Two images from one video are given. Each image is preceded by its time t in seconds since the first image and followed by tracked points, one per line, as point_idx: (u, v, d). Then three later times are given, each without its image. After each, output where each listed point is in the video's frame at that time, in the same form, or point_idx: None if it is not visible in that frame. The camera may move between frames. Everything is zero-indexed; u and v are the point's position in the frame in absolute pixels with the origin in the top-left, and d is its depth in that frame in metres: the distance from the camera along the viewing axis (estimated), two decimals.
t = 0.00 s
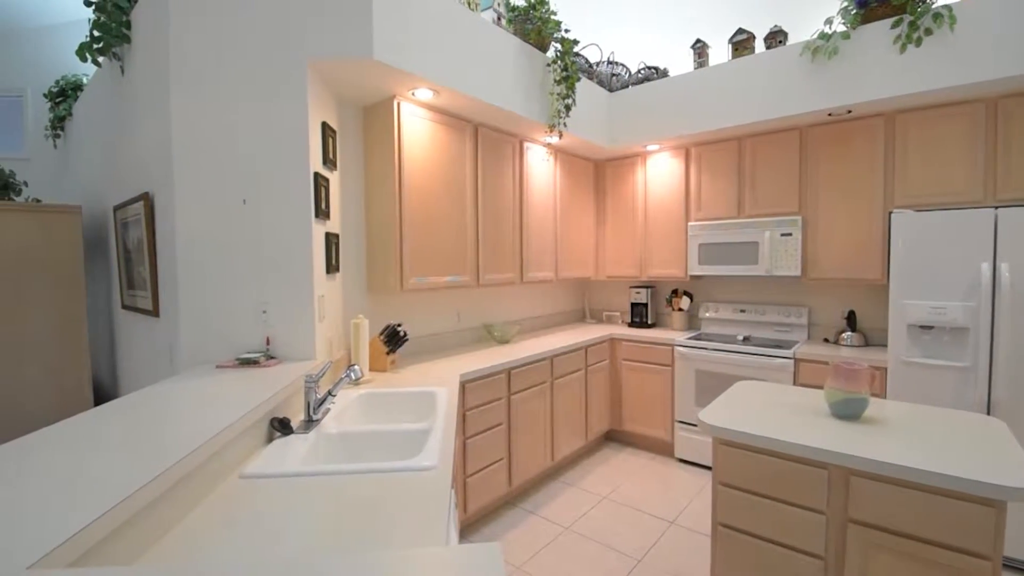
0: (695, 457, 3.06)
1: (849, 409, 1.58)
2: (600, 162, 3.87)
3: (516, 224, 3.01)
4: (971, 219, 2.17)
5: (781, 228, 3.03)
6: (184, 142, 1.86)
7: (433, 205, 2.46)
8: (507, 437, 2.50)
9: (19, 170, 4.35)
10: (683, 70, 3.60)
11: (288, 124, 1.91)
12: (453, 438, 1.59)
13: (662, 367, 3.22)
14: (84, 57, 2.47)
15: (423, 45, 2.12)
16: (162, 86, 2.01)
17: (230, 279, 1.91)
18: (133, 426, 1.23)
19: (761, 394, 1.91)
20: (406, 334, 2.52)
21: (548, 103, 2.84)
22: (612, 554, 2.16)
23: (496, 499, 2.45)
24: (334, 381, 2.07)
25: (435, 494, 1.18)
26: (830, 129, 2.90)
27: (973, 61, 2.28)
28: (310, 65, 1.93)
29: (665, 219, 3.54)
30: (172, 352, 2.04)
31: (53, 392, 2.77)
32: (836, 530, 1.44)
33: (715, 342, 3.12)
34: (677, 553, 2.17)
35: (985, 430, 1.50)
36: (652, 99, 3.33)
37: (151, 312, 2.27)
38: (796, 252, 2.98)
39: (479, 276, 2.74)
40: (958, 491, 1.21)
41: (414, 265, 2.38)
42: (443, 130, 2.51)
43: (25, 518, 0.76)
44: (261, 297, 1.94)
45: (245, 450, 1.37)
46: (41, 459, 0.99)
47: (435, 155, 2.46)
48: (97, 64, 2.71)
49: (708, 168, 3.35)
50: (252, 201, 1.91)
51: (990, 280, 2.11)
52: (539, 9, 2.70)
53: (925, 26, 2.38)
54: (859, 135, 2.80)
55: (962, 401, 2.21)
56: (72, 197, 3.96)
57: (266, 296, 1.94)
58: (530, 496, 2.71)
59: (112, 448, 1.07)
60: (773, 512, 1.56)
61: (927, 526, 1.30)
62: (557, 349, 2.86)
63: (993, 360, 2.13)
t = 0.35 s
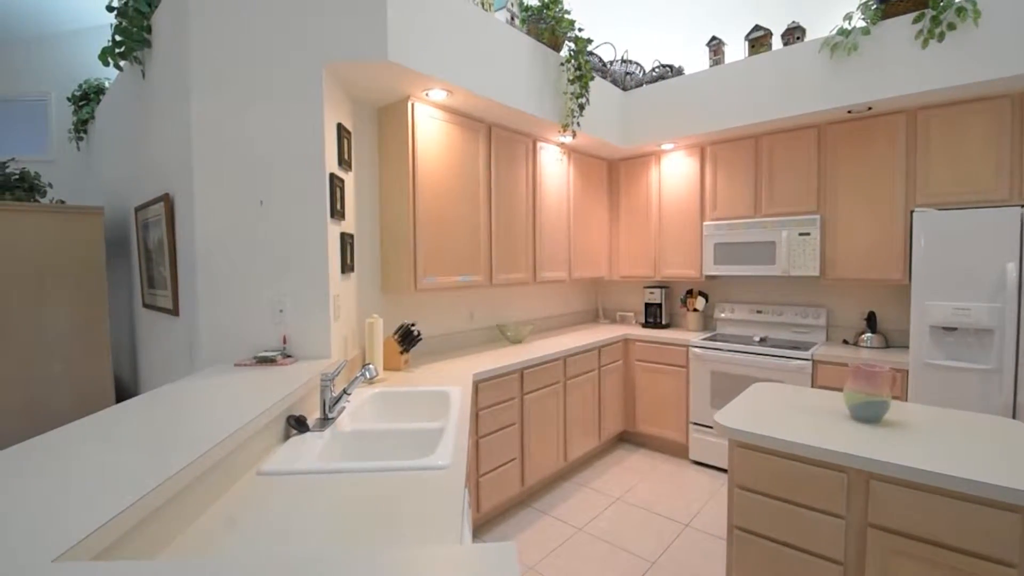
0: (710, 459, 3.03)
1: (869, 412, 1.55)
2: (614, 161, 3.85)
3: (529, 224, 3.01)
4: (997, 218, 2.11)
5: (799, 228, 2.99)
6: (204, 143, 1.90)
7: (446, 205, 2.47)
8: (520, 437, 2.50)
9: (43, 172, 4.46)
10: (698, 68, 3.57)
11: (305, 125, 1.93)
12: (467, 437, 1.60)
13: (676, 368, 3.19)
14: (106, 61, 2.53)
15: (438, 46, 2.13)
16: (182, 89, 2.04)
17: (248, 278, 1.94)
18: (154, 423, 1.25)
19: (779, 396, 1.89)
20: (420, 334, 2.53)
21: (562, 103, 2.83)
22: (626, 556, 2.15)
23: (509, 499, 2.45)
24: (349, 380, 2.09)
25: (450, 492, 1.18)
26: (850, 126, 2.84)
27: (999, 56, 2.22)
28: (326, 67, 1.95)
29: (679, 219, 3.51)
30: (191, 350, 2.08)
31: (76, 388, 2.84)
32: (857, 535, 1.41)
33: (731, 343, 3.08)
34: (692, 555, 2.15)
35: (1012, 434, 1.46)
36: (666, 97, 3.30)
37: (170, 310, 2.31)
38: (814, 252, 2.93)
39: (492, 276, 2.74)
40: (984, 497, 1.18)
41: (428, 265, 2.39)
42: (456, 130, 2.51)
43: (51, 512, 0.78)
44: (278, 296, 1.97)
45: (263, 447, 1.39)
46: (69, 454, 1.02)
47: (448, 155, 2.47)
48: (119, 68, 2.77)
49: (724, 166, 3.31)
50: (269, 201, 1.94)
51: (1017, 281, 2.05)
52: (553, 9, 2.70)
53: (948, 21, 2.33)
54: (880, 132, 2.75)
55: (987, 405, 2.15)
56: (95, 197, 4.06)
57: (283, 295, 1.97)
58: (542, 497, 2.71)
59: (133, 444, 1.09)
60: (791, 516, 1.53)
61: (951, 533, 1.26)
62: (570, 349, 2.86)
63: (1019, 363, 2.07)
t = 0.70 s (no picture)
0: (725, 461, 3.00)
1: (890, 415, 1.52)
2: (628, 160, 3.83)
3: (542, 223, 3.00)
4: None
5: (817, 227, 2.94)
6: (222, 145, 1.93)
7: (460, 205, 2.48)
8: (533, 436, 2.50)
9: (67, 174, 4.58)
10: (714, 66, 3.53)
11: (321, 127, 1.95)
12: (480, 437, 1.60)
13: (691, 369, 3.16)
14: (128, 66, 2.59)
15: (451, 47, 2.13)
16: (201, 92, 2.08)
17: (266, 278, 1.97)
18: (173, 420, 1.28)
19: (797, 398, 1.86)
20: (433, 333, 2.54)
21: (575, 102, 2.82)
22: (640, 557, 2.14)
23: (522, 499, 2.45)
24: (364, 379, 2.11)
25: (463, 492, 1.19)
26: (870, 123, 2.79)
27: None
28: (342, 69, 1.97)
29: (694, 218, 3.47)
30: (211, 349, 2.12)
31: (99, 384, 2.92)
32: (876, 540, 1.39)
33: (747, 343, 3.04)
34: (707, 558, 2.13)
35: None
36: (681, 95, 3.27)
37: (190, 309, 2.36)
38: (833, 251, 2.88)
39: (505, 276, 2.75)
40: (1011, 503, 1.15)
41: (442, 265, 2.40)
42: (470, 131, 2.52)
43: (76, 505, 0.80)
44: (294, 295, 1.99)
45: (280, 444, 1.41)
46: (95, 450, 1.05)
47: (462, 155, 2.48)
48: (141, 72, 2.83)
49: (740, 165, 3.26)
50: (286, 202, 1.96)
51: None
52: (566, 8, 2.69)
53: (972, 15, 2.27)
54: (902, 129, 2.69)
55: (1014, 409, 2.09)
56: (117, 199, 4.16)
57: (300, 295, 1.99)
58: (555, 497, 2.71)
59: (154, 441, 1.11)
60: (809, 520, 1.50)
61: (975, 540, 1.23)
62: (583, 350, 2.85)
63: None
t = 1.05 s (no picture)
0: (741, 464, 2.96)
1: (912, 418, 1.48)
2: (642, 159, 3.80)
3: (555, 223, 3.00)
4: None
5: (836, 226, 2.88)
6: (241, 147, 1.96)
7: (473, 205, 2.49)
8: (546, 437, 2.50)
9: (91, 176, 4.71)
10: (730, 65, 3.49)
11: (336, 129, 1.97)
12: (494, 436, 1.60)
13: (706, 370, 3.13)
14: (149, 69, 2.64)
15: (465, 47, 2.14)
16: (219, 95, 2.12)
17: (283, 278, 2.00)
18: (192, 417, 1.30)
19: (816, 400, 1.82)
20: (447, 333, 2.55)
21: (589, 101, 2.81)
22: (654, 560, 2.12)
23: (535, 499, 2.45)
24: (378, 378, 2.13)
25: (477, 491, 1.19)
26: (892, 119, 2.73)
27: None
28: (357, 70, 1.99)
29: (709, 217, 3.43)
30: (229, 347, 2.15)
31: (121, 382, 2.99)
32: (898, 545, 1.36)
33: (763, 344, 3.00)
34: (723, 562, 2.10)
35: None
36: (696, 94, 3.24)
37: (209, 309, 2.40)
38: (853, 251, 2.83)
39: (518, 276, 2.75)
40: None
41: (455, 265, 2.41)
42: (483, 130, 2.53)
43: (101, 499, 0.82)
44: (310, 295, 2.02)
45: (297, 442, 1.43)
46: (119, 446, 1.07)
47: (475, 155, 2.49)
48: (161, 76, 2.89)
49: (757, 163, 3.22)
50: (302, 203, 1.99)
51: None
52: (580, 6, 2.68)
53: (997, 8, 2.21)
54: (925, 126, 2.63)
55: None
56: (139, 201, 4.25)
57: (316, 294, 2.02)
58: (568, 498, 2.70)
59: (174, 437, 1.14)
60: (828, 524, 1.48)
61: (1001, 546, 1.20)
62: (597, 350, 2.84)
63: None
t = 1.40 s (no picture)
0: (757, 466, 2.92)
1: (935, 421, 1.45)
2: (656, 158, 3.77)
3: (568, 222, 2.99)
4: None
5: (856, 225, 2.83)
6: (259, 149, 1.99)
7: (486, 205, 2.49)
8: (560, 437, 2.49)
9: (113, 178, 4.81)
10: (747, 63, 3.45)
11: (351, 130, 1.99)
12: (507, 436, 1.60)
13: (722, 371, 3.09)
14: (169, 72, 2.70)
15: (479, 47, 2.14)
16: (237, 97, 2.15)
17: (299, 277, 2.03)
18: (212, 414, 1.33)
19: (836, 402, 1.79)
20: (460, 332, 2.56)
21: (603, 100, 2.79)
22: (669, 562, 2.11)
23: (548, 500, 2.45)
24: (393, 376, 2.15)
25: (491, 490, 1.19)
26: (914, 116, 2.67)
27: None
28: (371, 72, 2.01)
29: (725, 216, 3.39)
30: (247, 346, 2.19)
31: (142, 379, 3.06)
32: (920, 551, 1.33)
33: (781, 345, 2.96)
34: (739, 565, 2.08)
35: None
36: (712, 92, 3.20)
37: (227, 308, 2.44)
38: (874, 251, 2.77)
39: (531, 276, 2.74)
40: None
41: (469, 264, 2.42)
42: (496, 130, 2.53)
43: (126, 494, 0.85)
44: (326, 294, 2.04)
45: (313, 439, 1.45)
46: (141, 442, 1.10)
47: (488, 155, 2.49)
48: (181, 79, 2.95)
49: (774, 162, 3.17)
50: (318, 204, 2.01)
51: None
52: (594, 5, 2.66)
53: None
54: (948, 122, 2.56)
55: None
56: (159, 202, 4.34)
57: (331, 294, 2.04)
58: (582, 499, 2.69)
59: (194, 434, 1.16)
60: (847, 529, 1.45)
61: None
62: (611, 350, 2.82)
63: None
